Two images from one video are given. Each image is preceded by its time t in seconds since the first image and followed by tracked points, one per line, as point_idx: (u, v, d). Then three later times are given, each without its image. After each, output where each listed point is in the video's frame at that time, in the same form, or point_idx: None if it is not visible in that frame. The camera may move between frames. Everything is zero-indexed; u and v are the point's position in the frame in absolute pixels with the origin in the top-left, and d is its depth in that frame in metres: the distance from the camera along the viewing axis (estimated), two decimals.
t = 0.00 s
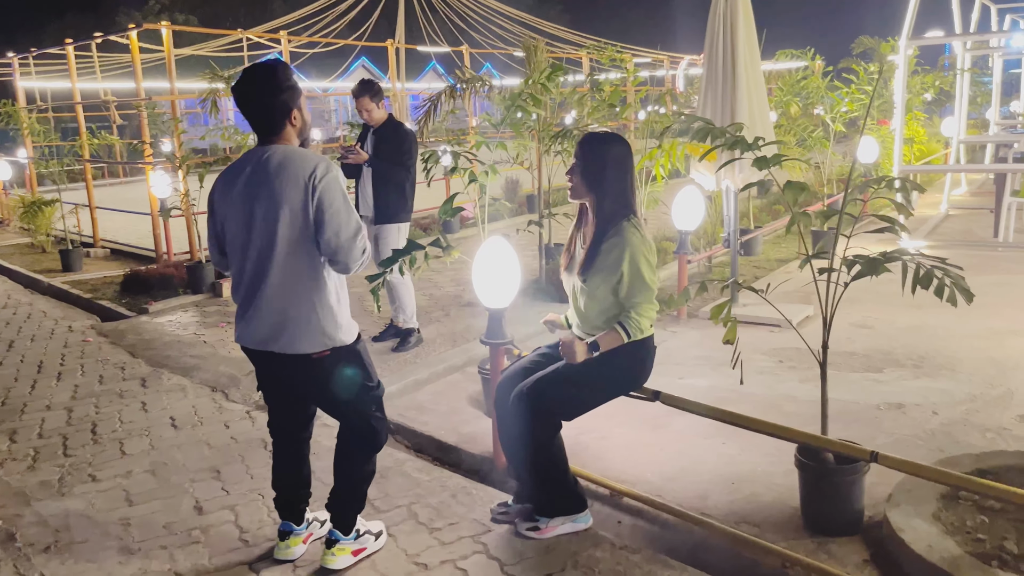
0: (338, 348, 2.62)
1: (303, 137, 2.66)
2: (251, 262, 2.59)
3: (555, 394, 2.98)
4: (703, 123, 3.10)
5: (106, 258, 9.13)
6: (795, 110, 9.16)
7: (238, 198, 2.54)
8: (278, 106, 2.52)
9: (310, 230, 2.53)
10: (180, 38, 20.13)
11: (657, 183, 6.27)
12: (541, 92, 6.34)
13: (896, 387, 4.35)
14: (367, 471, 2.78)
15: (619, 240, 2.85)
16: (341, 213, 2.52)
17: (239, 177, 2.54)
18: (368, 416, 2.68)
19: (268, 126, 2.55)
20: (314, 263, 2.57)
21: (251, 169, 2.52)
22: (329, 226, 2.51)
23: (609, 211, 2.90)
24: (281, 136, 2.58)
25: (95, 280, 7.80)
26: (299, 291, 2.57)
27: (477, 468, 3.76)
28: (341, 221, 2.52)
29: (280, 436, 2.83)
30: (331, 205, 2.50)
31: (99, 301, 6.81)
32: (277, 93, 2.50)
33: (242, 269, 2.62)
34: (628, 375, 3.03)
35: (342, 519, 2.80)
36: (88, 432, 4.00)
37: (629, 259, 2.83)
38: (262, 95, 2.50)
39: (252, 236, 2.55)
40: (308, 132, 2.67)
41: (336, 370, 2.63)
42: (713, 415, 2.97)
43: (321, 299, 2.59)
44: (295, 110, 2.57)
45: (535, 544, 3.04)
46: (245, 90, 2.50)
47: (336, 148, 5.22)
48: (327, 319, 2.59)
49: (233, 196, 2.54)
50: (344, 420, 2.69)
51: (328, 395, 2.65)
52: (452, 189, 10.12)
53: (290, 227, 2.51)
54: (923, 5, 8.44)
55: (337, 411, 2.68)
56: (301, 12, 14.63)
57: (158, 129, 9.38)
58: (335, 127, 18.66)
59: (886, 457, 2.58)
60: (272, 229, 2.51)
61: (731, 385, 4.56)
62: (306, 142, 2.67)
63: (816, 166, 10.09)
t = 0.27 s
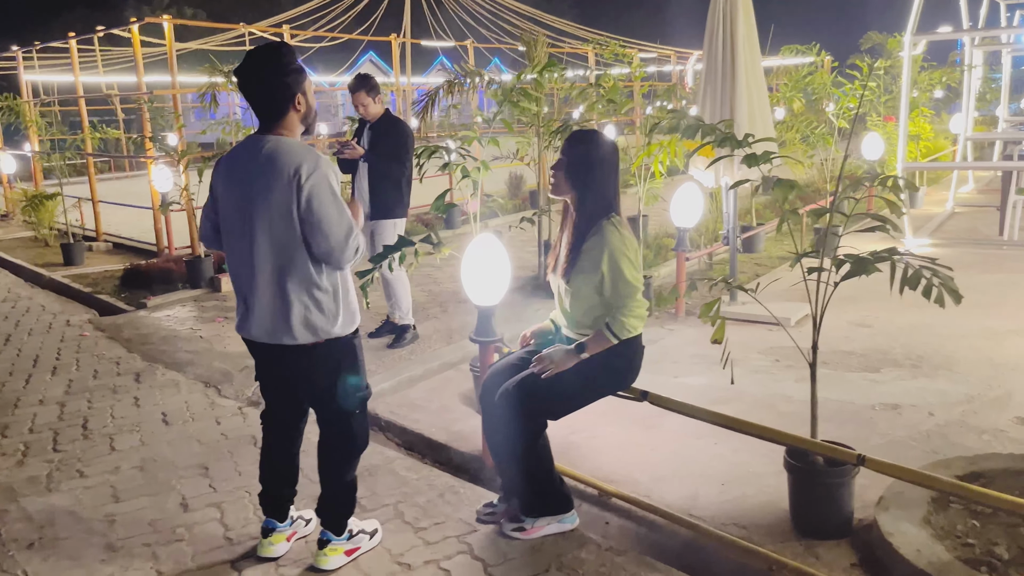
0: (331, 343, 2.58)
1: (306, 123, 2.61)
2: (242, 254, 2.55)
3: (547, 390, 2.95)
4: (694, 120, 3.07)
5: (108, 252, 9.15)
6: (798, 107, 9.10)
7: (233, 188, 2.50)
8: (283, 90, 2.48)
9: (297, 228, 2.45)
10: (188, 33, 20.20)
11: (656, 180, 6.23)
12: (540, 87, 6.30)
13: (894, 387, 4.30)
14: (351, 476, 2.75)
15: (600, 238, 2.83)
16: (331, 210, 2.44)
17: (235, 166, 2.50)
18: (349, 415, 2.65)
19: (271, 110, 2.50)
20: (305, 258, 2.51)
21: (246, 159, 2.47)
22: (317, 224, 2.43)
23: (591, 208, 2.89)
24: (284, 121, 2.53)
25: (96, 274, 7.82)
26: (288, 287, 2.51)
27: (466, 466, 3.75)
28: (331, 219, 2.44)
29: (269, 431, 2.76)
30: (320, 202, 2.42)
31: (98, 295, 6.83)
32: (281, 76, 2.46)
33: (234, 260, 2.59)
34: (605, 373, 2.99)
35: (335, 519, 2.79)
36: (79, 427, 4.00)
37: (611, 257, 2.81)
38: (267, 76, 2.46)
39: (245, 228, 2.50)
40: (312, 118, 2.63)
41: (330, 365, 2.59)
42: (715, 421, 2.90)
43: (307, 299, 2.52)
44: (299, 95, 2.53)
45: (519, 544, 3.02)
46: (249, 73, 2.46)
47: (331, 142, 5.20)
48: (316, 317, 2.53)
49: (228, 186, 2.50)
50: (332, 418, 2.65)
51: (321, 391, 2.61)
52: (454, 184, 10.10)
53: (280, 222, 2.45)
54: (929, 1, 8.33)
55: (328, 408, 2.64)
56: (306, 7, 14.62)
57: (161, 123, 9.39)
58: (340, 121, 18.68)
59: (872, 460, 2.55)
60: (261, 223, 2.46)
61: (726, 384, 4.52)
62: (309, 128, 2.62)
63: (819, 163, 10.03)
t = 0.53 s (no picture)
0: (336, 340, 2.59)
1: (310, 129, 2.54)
2: (237, 257, 2.51)
3: (548, 388, 2.95)
4: (682, 120, 3.05)
5: (111, 246, 9.20)
6: (801, 106, 9.04)
7: (232, 193, 2.44)
8: (292, 96, 2.40)
9: (299, 244, 2.42)
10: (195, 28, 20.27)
11: (654, 179, 6.20)
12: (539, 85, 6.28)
13: (887, 390, 4.27)
14: (341, 473, 2.75)
15: (581, 240, 2.83)
16: (332, 231, 2.41)
17: (234, 169, 2.43)
18: (349, 409, 2.65)
19: (278, 116, 2.42)
20: (302, 272, 2.48)
21: (248, 165, 2.40)
22: (317, 243, 2.40)
23: (575, 209, 2.89)
24: (290, 128, 2.46)
25: (98, 269, 7.86)
26: (283, 298, 2.50)
27: (454, 466, 3.75)
28: (330, 241, 2.40)
29: (261, 431, 2.75)
30: (322, 222, 2.38)
31: (98, 290, 6.86)
32: (291, 84, 2.38)
33: (227, 260, 2.55)
34: (604, 373, 3.00)
35: (317, 519, 2.77)
36: (72, 423, 4.02)
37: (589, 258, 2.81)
38: (276, 81, 2.37)
39: (241, 236, 2.46)
40: (315, 125, 2.56)
41: (334, 359, 2.59)
42: (719, 429, 2.84)
43: (304, 311, 2.51)
44: (307, 102, 2.46)
45: (504, 546, 3.02)
46: (257, 80, 2.37)
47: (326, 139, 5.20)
48: (310, 330, 2.52)
49: (226, 187, 2.44)
50: (333, 412, 2.63)
51: (324, 384, 2.60)
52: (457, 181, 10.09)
53: (278, 236, 2.41)
54: None
55: (328, 402, 2.62)
56: (312, 2, 14.63)
57: (164, 119, 9.42)
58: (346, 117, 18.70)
59: (854, 466, 2.54)
60: (262, 233, 2.42)
61: (720, 385, 4.50)
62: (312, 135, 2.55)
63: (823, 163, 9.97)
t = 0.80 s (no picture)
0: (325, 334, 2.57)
1: (301, 122, 2.52)
2: (236, 250, 2.47)
3: (544, 385, 2.92)
4: (682, 116, 3.01)
5: (120, 238, 9.24)
6: (813, 103, 8.93)
7: (232, 184, 2.40)
8: (282, 85, 2.40)
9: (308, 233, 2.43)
10: (208, 22, 20.32)
11: (660, 175, 6.15)
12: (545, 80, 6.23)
13: (892, 391, 4.21)
14: (330, 470, 2.73)
15: (574, 237, 2.80)
16: (344, 215, 2.46)
17: (233, 160, 2.39)
18: (336, 403, 2.64)
19: (268, 105, 2.42)
20: (309, 261, 2.49)
21: (249, 156, 2.38)
22: (330, 228, 2.43)
23: (569, 207, 2.87)
24: (278, 115, 2.44)
25: (105, 261, 7.89)
26: (289, 289, 2.48)
27: (451, 463, 3.72)
28: (343, 224, 2.46)
29: (248, 427, 2.73)
30: (335, 206, 2.43)
31: (104, 282, 6.89)
32: (280, 68, 2.38)
33: (221, 253, 2.48)
34: (595, 370, 2.95)
35: (302, 515, 2.76)
36: (71, 415, 4.03)
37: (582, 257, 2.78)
38: (265, 70, 2.37)
39: (244, 227, 2.42)
40: (307, 117, 2.54)
41: (320, 353, 2.58)
42: (726, 434, 2.77)
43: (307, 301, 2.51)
44: (296, 91, 2.44)
45: (497, 545, 2.99)
46: (250, 64, 2.39)
47: (329, 133, 5.19)
48: (318, 318, 2.54)
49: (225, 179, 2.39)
50: (321, 407, 2.62)
51: (314, 380, 2.58)
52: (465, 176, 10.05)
53: (287, 224, 2.41)
54: None
55: (314, 397, 2.61)
56: None
57: (173, 111, 9.44)
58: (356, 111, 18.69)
59: (850, 469, 2.51)
60: (267, 223, 2.41)
61: (722, 385, 4.45)
62: (302, 127, 2.53)
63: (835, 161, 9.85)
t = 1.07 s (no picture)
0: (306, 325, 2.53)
1: (273, 111, 2.49)
2: (220, 234, 2.46)
3: (533, 381, 2.87)
4: (682, 109, 2.96)
5: (124, 230, 9.24)
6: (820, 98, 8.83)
7: (213, 166, 2.40)
8: (250, 71, 2.37)
9: (291, 206, 2.43)
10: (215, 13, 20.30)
11: (664, 170, 6.09)
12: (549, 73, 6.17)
13: (895, 390, 4.16)
14: (319, 465, 2.70)
15: (571, 234, 2.78)
16: (327, 188, 2.45)
17: (209, 144, 2.39)
18: (319, 396, 2.60)
19: (238, 92, 2.40)
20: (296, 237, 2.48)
21: (223, 138, 2.38)
22: (315, 201, 2.43)
23: (565, 202, 2.84)
24: (248, 104, 2.42)
25: (108, 252, 7.89)
26: (277, 268, 2.46)
27: (448, 459, 3.69)
28: (328, 196, 2.45)
29: (235, 423, 2.71)
30: (318, 178, 2.43)
31: (107, 273, 6.89)
32: (247, 54, 2.36)
33: (207, 240, 2.46)
34: (587, 372, 2.92)
35: (293, 510, 2.74)
36: (68, 406, 4.02)
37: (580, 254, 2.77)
38: (232, 56, 2.35)
39: (227, 209, 2.41)
40: (280, 105, 2.50)
41: (304, 346, 2.54)
42: (723, 433, 2.73)
43: (297, 276, 2.51)
44: (264, 78, 2.41)
45: (491, 542, 2.96)
46: (218, 51, 2.38)
47: (330, 125, 5.15)
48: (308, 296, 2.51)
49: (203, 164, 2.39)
50: (303, 399, 2.57)
51: (301, 374, 2.55)
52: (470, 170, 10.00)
53: (271, 201, 2.40)
54: None
55: (299, 391, 2.57)
56: None
57: (177, 103, 9.42)
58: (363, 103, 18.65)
59: (849, 470, 2.46)
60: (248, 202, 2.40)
61: (723, 382, 4.40)
62: (275, 116, 2.50)
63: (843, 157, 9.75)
